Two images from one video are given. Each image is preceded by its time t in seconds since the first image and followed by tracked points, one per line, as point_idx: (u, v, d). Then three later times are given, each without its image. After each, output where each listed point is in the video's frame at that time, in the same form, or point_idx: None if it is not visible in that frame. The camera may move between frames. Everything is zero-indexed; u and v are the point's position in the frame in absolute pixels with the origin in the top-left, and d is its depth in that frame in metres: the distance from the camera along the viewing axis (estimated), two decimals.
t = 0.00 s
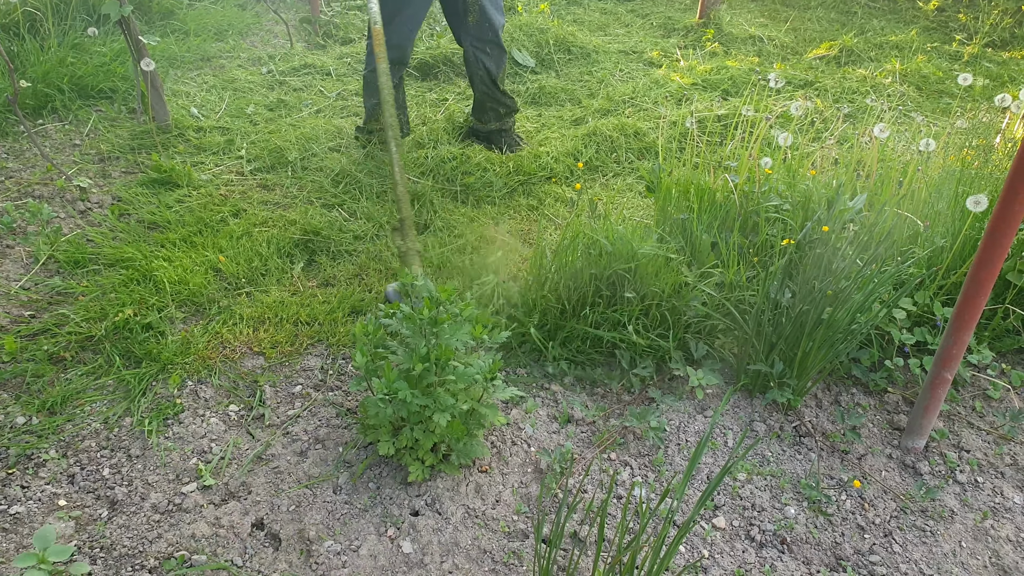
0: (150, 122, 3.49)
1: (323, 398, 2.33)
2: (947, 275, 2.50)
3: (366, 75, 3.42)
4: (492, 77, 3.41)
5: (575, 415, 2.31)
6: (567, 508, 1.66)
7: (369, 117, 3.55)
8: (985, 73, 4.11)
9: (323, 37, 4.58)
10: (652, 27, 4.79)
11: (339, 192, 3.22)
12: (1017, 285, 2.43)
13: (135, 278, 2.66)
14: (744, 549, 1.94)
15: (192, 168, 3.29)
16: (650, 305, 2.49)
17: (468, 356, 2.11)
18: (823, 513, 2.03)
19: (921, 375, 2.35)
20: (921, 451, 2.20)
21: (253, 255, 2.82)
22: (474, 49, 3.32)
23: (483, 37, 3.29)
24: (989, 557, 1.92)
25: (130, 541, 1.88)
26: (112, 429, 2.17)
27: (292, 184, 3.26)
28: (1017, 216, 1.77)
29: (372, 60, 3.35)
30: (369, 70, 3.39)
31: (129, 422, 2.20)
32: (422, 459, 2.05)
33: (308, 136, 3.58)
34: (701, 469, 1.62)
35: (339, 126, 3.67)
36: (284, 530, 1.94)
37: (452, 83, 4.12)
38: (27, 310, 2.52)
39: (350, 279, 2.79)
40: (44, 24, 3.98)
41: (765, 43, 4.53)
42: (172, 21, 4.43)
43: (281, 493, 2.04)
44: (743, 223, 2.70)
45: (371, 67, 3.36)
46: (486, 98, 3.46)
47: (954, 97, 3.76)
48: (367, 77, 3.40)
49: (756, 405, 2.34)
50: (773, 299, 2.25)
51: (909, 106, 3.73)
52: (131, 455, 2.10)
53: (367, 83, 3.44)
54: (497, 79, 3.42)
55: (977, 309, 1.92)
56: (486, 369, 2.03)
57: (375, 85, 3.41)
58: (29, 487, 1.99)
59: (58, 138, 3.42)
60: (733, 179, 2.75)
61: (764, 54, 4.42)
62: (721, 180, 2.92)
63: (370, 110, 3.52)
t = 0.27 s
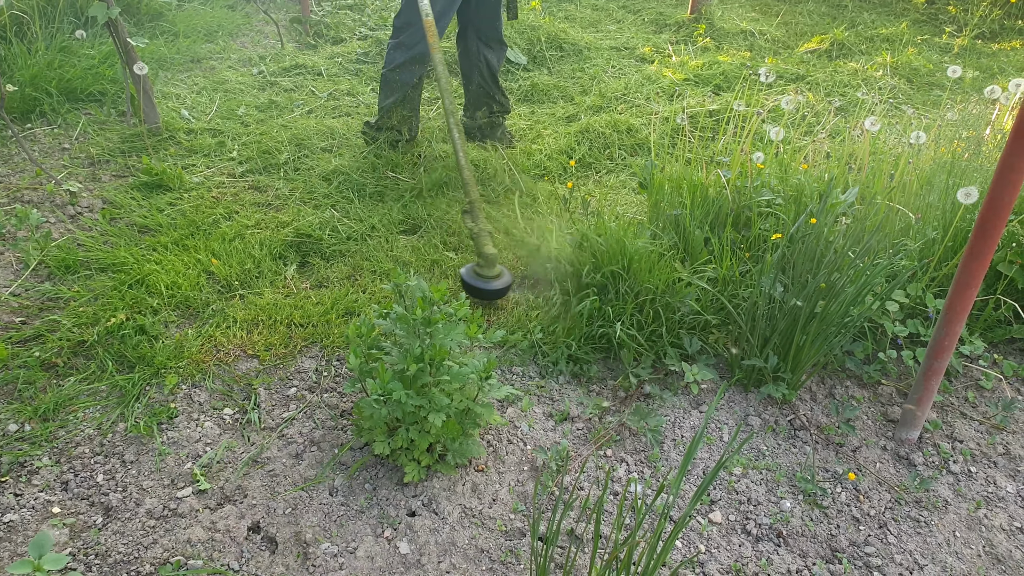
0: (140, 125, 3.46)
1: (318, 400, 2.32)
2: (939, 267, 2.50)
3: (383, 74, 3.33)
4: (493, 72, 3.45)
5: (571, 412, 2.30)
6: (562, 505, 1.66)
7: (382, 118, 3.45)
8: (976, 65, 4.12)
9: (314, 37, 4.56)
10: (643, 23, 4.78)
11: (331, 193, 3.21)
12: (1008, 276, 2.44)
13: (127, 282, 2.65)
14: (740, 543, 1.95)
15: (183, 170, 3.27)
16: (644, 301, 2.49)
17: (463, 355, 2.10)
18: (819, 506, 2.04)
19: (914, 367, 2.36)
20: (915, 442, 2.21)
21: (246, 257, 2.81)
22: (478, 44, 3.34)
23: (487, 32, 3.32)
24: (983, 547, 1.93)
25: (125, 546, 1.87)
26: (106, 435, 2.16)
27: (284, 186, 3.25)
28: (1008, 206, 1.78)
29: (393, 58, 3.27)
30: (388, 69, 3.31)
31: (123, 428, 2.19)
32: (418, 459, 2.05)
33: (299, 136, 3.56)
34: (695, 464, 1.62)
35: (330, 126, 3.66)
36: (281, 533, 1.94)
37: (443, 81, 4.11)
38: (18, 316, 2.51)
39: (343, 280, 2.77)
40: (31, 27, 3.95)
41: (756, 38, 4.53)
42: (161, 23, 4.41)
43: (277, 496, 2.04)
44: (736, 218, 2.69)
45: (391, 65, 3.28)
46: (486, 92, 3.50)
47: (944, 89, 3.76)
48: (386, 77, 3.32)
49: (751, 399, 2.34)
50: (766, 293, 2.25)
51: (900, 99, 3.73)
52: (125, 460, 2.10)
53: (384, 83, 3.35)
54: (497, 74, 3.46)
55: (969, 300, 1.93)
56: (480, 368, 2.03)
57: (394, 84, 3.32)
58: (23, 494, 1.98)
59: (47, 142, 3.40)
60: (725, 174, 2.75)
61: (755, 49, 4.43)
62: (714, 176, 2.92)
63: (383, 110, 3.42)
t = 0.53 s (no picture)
0: (119, 129, 3.42)
1: (304, 404, 2.31)
2: (921, 258, 2.51)
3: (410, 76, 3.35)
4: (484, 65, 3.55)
5: (559, 411, 2.28)
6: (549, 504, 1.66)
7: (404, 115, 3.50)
8: (956, 56, 4.14)
9: (296, 37, 4.53)
10: (626, 18, 4.77)
11: (314, 194, 3.18)
12: (988, 265, 2.46)
13: (108, 289, 2.62)
14: (728, 537, 1.95)
15: (163, 174, 3.24)
16: (630, 299, 2.48)
17: (449, 357, 2.09)
18: (806, 498, 2.05)
19: (898, 357, 2.37)
20: (900, 432, 2.22)
21: (228, 261, 2.78)
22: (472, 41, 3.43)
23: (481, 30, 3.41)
24: (968, 535, 1.95)
25: (109, 558, 1.85)
26: (88, 445, 2.14)
27: (267, 188, 3.22)
28: (986, 197, 1.81)
29: (422, 63, 3.30)
30: (416, 72, 3.33)
31: (106, 438, 2.16)
32: (405, 462, 2.04)
33: (282, 138, 3.53)
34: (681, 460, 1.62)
35: (313, 127, 3.63)
36: (267, 540, 1.92)
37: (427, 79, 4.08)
38: None
39: (328, 282, 2.75)
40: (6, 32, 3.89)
41: (739, 31, 4.54)
42: (139, 26, 4.36)
43: (263, 503, 2.02)
44: (720, 213, 2.69)
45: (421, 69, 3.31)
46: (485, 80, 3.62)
47: (925, 81, 3.78)
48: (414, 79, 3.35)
49: (738, 393, 2.34)
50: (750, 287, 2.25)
51: (882, 91, 3.74)
52: (108, 470, 2.07)
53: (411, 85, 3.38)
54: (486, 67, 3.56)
55: (950, 290, 1.94)
56: (466, 369, 2.02)
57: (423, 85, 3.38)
58: (4, 508, 1.95)
59: (24, 149, 3.35)
60: (708, 169, 2.75)
61: (738, 42, 4.43)
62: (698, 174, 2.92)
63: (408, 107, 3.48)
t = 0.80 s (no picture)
0: (89, 132, 3.37)
1: (283, 408, 2.28)
2: (896, 247, 2.53)
3: (385, 75, 3.34)
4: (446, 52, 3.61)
5: (540, 408, 2.27)
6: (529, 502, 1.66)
7: (385, 116, 3.46)
8: (929, 46, 4.17)
9: (269, 36, 4.48)
10: (602, 12, 4.76)
11: (289, 195, 3.15)
12: (962, 253, 2.47)
13: (80, 296, 2.57)
14: (710, 530, 1.96)
15: (135, 178, 3.19)
16: (609, 294, 2.47)
17: (427, 357, 2.08)
18: (786, 489, 2.06)
19: (876, 346, 2.39)
20: (878, 421, 2.24)
21: (203, 265, 2.75)
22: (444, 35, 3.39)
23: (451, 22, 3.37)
24: (946, 522, 1.97)
25: (85, 570, 1.83)
26: (62, 456, 2.10)
27: (242, 190, 3.18)
28: (957, 186, 1.82)
29: (395, 60, 3.28)
30: (390, 70, 3.32)
31: (80, 447, 2.13)
32: (385, 464, 2.03)
33: (256, 138, 3.49)
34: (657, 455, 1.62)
35: (288, 127, 3.59)
36: (247, 546, 1.90)
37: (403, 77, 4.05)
38: None
39: (305, 284, 2.72)
40: None
41: (715, 24, 4.54)
42: (108, 26, 4.29)
43: (242, 509, 2.00)
44: (697, 207, 2.69)
45: (396, 67, 3.29)
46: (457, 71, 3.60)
47: (899, 70, 3.80)
48: (389, 78, 3.33)
49: (717, 385, 2.35)
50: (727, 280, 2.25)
51: (857, 82, 3.76)
52: (82, 481, 2.04)
53: (387, 84, 3.36)
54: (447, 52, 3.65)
55: (924, 279, 1.96)
56: (444, 369, 2.00)
57: (399, 83, 3.35)
58: None
59: None
60: (684, 163, 2.74)
61: (714, 35, 4.43)
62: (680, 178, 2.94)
63: (389, 109, 3.45)
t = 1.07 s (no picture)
0: (56, 124, 3.30)
1: (255, 403, 2.25)
2: (870, 239, 2.54)
3: (354, 66, 3.28)
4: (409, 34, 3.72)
5: (515, 401, 2.26)
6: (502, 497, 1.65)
7: (358, 108, 3.40)
8: (903, 39, 4.20)
9: (242, 27, 4.42)
10: (580, 5, 4.75)
11: (262, 188, 3.11)
12: (934, 245, 2.49)
13: (47, 291, 2.52)
14: (684, 522, 1.96)
15: (104, 171, 3.13)
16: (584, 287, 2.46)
17: (400, 351, 2.06)
18: (760, 480, 2.06)
19: (849, 338, 2.40)
20: (851, 412, 2.25)
21: (174, 259, 2.71)
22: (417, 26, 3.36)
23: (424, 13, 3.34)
24: (917, 511, 1.98)
25: (51, 570, 1.79)
26: (27, 454, 2.07)
27: (214, 183, 3.13)
28: (928, 179, 1.83)
29: (363, 50, 3.23)
30: (360, 61, 3.26)
31: (46, 445, 2.09)
32: (358, 459, 2.01)
33: (229, 131, 3.44)
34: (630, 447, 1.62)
35: (261, 119, 3.55)
36: (217, 544, 1.88)
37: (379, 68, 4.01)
38: None
39: (278, 278, 2.69)
40: None
41: (692, 17, 4.54)
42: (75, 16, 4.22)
43: (212, 506, 1.97)
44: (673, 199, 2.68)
45: (366, 57, 3.24)
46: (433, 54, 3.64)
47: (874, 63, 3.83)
48: (360, 68, 3.28)
49: (692, 377, 2.35)
50: (702, 272, 2.25)
51: (833, 75, 3.77)
52: (48, 479, 2.01)
53: (357, 75, 3.30)
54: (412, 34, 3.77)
55: (896, 271, 1.97)
56: (418, 363, 1.99)
57: (370, 73, 3.30)
58: None
59: None
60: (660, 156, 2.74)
61: (691, 28, 4.43)
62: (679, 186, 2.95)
63: (360, 99, 3.39)
